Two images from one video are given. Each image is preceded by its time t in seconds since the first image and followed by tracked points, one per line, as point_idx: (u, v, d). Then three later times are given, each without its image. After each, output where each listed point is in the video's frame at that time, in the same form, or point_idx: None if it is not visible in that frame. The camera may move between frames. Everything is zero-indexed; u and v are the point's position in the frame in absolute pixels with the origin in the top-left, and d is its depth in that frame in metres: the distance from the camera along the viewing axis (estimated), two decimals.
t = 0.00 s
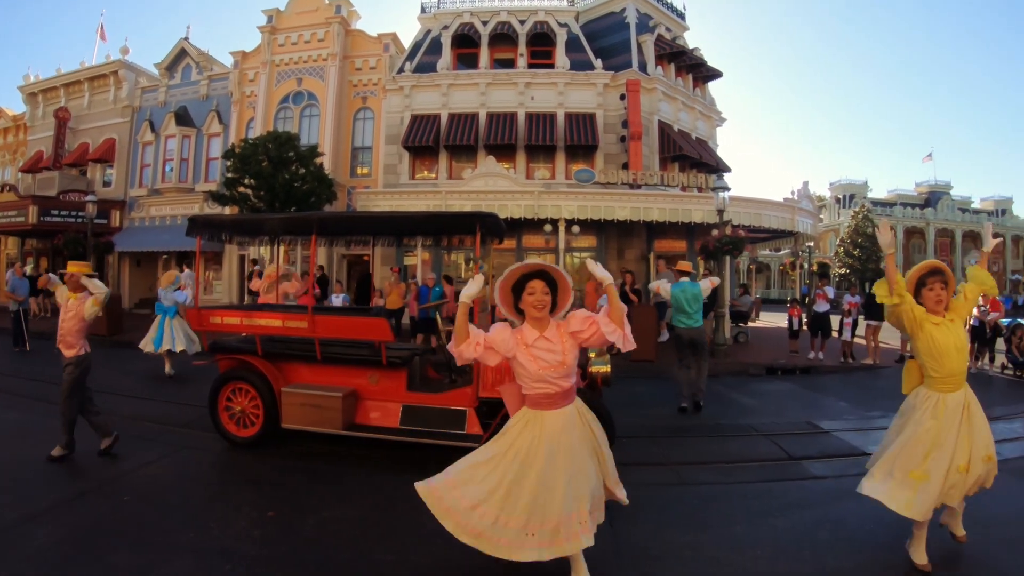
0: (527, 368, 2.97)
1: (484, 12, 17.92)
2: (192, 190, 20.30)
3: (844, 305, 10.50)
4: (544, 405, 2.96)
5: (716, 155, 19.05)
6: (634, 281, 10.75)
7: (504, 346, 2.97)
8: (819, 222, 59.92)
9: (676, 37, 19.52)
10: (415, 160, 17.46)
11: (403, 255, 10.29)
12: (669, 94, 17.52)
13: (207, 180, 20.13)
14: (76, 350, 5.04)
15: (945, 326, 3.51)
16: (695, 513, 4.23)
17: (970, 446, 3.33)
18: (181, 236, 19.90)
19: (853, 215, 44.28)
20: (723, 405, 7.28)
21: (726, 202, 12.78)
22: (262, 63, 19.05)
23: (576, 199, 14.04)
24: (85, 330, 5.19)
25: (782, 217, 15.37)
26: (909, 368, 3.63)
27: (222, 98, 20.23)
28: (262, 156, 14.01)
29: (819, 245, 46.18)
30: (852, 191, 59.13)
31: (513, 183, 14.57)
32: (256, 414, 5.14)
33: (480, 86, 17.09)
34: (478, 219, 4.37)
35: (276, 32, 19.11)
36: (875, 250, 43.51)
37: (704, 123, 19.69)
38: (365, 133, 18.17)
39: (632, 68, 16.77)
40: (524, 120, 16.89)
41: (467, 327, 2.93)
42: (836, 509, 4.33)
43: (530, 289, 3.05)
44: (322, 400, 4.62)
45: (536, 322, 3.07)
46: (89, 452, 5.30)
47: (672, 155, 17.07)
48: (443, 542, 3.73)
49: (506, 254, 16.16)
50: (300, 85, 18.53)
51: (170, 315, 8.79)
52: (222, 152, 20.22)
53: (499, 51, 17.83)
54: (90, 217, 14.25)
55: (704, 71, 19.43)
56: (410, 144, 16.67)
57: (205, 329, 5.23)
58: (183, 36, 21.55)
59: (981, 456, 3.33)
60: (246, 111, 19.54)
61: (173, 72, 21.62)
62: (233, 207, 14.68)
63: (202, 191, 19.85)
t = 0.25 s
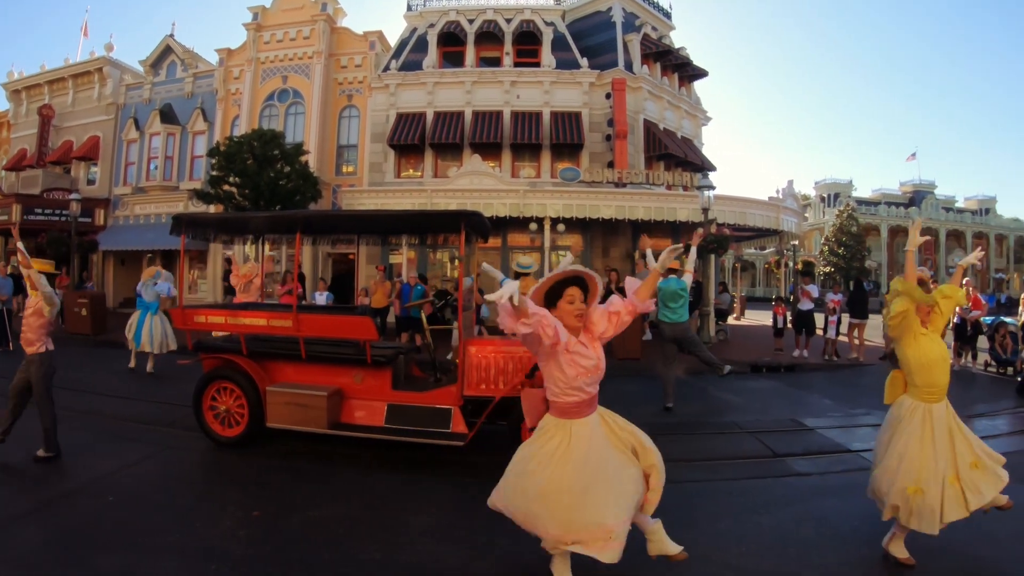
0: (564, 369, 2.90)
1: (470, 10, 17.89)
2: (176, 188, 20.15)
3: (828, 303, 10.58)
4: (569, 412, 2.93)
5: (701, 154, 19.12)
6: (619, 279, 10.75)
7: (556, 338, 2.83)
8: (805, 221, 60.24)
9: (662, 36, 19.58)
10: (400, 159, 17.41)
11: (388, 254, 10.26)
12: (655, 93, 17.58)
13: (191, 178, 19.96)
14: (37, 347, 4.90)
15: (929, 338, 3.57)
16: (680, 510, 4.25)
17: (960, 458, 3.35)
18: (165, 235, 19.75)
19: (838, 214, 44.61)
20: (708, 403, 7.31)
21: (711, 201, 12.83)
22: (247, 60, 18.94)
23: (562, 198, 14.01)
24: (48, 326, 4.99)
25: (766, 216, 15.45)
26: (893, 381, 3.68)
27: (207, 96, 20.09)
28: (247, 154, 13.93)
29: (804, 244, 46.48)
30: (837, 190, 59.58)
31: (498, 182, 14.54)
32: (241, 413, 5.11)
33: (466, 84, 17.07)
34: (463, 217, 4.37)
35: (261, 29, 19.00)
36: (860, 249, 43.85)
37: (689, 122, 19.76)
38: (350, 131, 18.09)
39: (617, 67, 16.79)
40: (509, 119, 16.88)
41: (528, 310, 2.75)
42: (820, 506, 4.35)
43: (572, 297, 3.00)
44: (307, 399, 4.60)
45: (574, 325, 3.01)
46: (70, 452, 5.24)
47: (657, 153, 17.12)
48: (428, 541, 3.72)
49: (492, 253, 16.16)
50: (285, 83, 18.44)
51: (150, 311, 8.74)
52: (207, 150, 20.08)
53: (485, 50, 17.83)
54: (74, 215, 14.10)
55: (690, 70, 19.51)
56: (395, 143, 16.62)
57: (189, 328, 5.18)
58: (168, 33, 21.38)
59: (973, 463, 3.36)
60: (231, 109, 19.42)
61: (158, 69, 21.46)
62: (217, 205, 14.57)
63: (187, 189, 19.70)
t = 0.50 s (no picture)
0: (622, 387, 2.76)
1: (454, 8, 17.89)
2: (159, 186, 20.00)
3: (809, 300, 10.69)
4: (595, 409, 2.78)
5: (684, 152, 19.22)
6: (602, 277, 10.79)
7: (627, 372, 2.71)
8: (788, 219, 60.60)
9: (646, 35, 19.65)
10: (384, 157, 17.38)
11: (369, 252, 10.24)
12: (638, 91, 17.65)
13: (174, 175, 19.81)
14: (4, 338, 4.82)
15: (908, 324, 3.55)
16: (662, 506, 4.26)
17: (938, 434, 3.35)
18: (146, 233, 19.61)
19: (820, 212, 45.03)
20: (691, 400, 7.35)
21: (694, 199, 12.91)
22: (230, 57, 18.83)
23: (544, 195, 13.99)
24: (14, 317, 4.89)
25: (749, 215, 15.55)
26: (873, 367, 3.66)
27: (190, 93, 19.95)
28: (229, 151, 13.87)
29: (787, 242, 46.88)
30: (820, 189, 60.11)
31: (481, 180, 14.51)
32: (224, 412, 5.09)
33: (449, 82, 17.07)
34: (445, 216, 4.38)
35: (245, 26, 18.88)
36: (842, 247, 44.33)
37: (673, 121, 19.84)
38: (333, 128, 18.03)
39: (601, 66, 16.83)
40: (492, 117, 16.88)
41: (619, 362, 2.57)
42: (801, 502, 4.39)
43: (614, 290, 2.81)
44: (289, 398, 4.59)
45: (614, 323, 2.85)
46: (48, 451, 5.16)
47: (640, 152, 17.19)
48: (411, 538, 3.72)
49: (475, 251, 16.18)
50: (268, 80, 18.34)
51: (127, 306, 8.68)
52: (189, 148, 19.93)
53: (469, 48, 17.84)
54: (55, 213, 13.95)
55: (673, 69, 19.60)
56: (378, 140, 16.57)
57: (171, 327, 5.14)
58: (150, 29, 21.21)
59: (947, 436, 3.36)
60: (213, 106, 19.30)
61: (140, 66, 21.30)
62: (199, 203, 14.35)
63: (169, 187, 19.56)
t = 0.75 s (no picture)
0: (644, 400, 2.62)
1: (436, 5, 17.86)
2: (139, 183, 19.83)
3: (789, 297, 10.79)
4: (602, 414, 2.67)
5: (666, 151, 19.31)
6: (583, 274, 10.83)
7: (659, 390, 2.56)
8: (770, 217, 60.89)
9: (629, 33, 19.71)
10: (365, 154, 17.32)
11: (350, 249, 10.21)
12: (620, 90, 17.70)
13: (154, 173, 19.66)
14: None
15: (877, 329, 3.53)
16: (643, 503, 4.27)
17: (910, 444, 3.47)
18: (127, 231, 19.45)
19: (801, 210, 45.48)
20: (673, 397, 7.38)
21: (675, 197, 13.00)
22: (211, 54, 18.68)
23: (525, 194, 13.92)
24: None
25: (730, 213, 15.64)
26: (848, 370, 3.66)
27: (171, 89, 19.78)
28: (210, 149, 13.78)
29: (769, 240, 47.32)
30: (801, 187, 60.57)
31: (463, 178, 14.46)
32: (204, 412, 5.05)
33: (431, 80, 17.04)
34: (425, 213, 4.35)
35: (227, 22, 18.73)
36: (822, 245, 44.87)
37: (654, 119, 19.91)
38: (315, 126, 17.95)
39: (583, 64, 16.87)
40: (474, 115, 16.87)
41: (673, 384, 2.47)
42: (781, 498, 4.41)
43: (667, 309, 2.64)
44: (270, 396, 4.57)
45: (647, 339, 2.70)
46: (23, 452, 5.08)
47: (622, 150, 17.24)
48: (392, 537, 3.71)
49: (456, 249, 16.18)
50: (250, 77, 18.20)
51: (102, 309, 8.60)
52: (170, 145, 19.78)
53: (452, 45, 17.81)
54: (33, 211, 13.77)
55: (655, 68, 19.69)
56: (360, 138, 16.50)
57: (151, 326, 5.11)
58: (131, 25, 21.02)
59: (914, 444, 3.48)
60: (194, 103, 19.15)
61: (121, 62, 21.12)
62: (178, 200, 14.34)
63: (149, 184, 19.40)
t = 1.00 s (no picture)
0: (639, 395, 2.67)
1: (419, 3, 17.82)
2: (120, 181, 19.66)
3: (771, 295, 10.88)
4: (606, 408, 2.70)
5: (648, 149, 19.39)
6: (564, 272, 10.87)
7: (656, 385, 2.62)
8: (752, 215, 61.19)
9: (611, 31, 19.77)
10: (347, 152, 17.24)
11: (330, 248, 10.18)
12: (602, 88, 17.75)
13: (135, 171, 19.54)
14: None
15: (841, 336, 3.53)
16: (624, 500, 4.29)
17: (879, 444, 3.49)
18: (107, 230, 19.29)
19: (783, 208, 45.93)
20: (655, 395, 7.41)
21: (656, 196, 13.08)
22: (193, 51, 18.55)
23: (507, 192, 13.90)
24: None
25: (711, 211, 15.73)
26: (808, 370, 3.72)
27: (152, 87, 19.64)
28: (190, 146, 13.91)
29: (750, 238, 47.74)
30: (782, 186, 60.80)
31: (445, 176, 14.41)
32: (185, 412, 5.03)
33: (413, 78, 16.99)
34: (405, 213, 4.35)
35: (208, 19, 18.60)
36: (804, 243, 45.41)
37: (637, 118, 19.97)
38: (296, 124, 17.87)
39: (566, 62, 16.90)
40: (456, 113, 16.85)
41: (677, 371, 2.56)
42: (761, 494, 4.44)
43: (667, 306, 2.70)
44: (251, 397, 4.57)
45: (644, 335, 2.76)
46: None
47: (604, 149, 17.29)
48: (374, 536, 3.70)
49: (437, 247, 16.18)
50: (231, 74, 18.09)
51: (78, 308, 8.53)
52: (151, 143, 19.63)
53: (434, 43, 17.77)
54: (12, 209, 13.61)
55: (637, 66, 19.77)
56: (341, 136, 16.43)
57: (131, 325, 5.09)
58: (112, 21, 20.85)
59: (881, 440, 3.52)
60: (175, 101, 19.01)
61: (101, 58, 20.95)
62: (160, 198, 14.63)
63: (130, 182, 19.25)
